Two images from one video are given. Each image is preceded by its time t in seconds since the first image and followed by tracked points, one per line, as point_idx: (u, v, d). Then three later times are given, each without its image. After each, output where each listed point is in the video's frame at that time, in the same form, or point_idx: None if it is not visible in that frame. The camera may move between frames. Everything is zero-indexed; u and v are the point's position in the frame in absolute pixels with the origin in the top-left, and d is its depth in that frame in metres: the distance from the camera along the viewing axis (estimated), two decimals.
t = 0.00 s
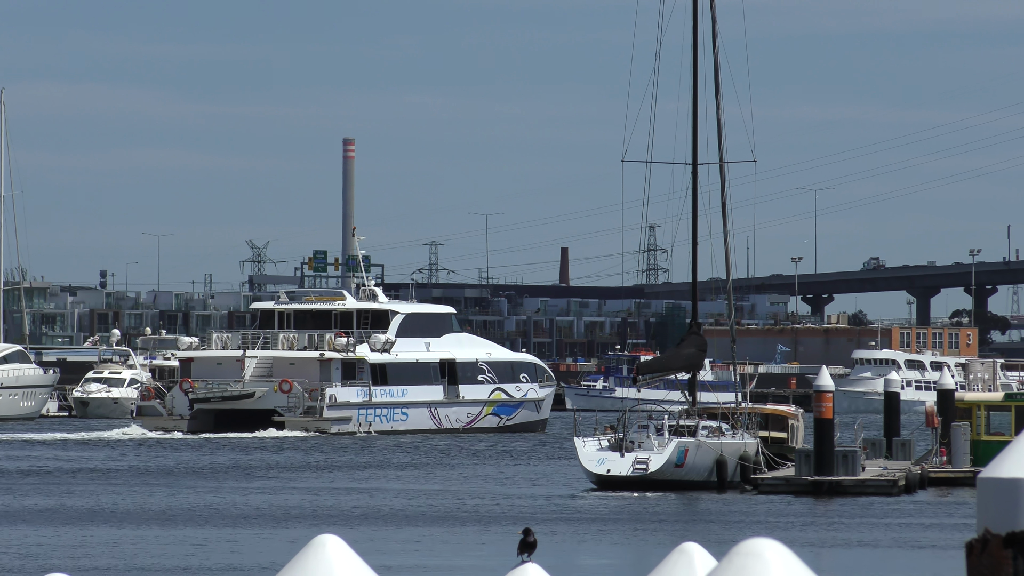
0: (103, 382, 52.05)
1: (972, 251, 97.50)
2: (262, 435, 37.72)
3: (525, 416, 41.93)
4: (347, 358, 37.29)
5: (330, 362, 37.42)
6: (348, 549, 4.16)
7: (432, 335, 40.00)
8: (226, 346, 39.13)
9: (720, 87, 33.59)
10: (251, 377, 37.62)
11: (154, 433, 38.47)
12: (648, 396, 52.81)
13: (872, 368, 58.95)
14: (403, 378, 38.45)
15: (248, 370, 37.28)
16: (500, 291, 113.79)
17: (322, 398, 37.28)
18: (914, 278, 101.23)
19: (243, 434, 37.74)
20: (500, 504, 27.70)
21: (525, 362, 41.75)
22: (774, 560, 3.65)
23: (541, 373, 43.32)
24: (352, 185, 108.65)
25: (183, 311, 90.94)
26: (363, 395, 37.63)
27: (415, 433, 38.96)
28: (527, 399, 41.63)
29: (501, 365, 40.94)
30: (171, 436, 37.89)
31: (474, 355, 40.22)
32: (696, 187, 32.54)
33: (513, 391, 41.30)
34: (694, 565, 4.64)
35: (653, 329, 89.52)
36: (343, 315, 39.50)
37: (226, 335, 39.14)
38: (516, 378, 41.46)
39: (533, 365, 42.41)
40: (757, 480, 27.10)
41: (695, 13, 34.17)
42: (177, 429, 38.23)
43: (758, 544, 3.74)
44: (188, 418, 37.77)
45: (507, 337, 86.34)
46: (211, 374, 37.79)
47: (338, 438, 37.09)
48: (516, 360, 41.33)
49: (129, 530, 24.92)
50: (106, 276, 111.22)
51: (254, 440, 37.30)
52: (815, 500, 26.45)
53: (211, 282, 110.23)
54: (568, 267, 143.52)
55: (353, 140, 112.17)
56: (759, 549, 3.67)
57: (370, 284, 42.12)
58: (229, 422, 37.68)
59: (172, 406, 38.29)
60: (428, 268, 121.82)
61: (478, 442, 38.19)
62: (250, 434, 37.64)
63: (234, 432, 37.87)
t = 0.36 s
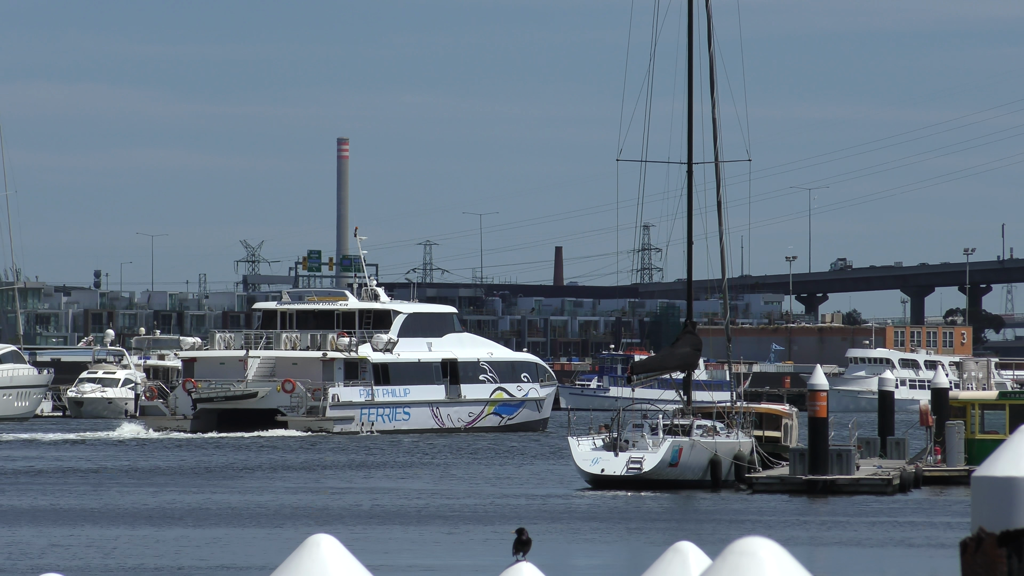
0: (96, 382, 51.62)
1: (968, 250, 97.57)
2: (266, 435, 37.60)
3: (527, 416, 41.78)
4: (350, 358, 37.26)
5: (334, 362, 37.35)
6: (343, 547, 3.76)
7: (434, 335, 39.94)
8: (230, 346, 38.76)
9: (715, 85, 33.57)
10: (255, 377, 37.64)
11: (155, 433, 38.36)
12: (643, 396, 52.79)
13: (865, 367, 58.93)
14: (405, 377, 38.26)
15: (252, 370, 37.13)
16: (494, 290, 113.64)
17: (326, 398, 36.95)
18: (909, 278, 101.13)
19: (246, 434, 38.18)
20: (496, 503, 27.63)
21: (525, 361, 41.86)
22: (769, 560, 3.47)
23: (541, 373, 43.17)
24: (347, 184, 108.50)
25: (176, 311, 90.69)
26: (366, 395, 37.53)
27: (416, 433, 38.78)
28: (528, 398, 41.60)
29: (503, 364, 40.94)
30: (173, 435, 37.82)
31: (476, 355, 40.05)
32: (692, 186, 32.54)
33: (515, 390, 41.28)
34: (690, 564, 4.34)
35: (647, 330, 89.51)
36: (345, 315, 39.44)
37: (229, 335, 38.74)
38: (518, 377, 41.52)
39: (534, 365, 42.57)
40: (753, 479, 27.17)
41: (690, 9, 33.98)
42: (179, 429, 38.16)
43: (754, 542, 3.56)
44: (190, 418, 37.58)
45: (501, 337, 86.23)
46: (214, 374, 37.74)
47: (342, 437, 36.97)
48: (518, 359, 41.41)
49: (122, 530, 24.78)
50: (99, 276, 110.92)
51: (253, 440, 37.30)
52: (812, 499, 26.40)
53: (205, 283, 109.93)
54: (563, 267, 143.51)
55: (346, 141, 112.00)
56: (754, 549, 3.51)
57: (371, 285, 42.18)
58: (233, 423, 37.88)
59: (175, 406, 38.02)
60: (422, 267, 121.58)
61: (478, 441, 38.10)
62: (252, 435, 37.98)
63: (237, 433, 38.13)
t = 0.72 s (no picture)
0: (91, 384, 51.47)
1: (964, 253, 97.64)
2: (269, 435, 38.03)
3: (529, 419, 41.74)
4: (353, 360, 37.22)
5: (337, 364, 37.20)
6: (339, 551, 3.62)
7: (437, 337, 39.83)
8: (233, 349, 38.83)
9: (711, 86, 33.54)
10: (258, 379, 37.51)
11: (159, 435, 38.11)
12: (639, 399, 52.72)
13: (861, 369, 58.92)
14: (409, 380, 38.25)
15: (255, 372, 37.10)
16: (491, 292, 113.47)
17: (330, 400, 36.86)
18: (905, 280, 101.03)
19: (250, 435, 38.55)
20: (491, 505, 27.61)
21: (529, 364, 41.70)
22: (764, 562, 3.41)
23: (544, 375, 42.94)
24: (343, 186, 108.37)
25: (171, 313, 90.43)
26: (369, 397, 37.42)
27: (420, 435, 38.69)
28: (530, 400, 41.51)
29: (505, 367, 40.89)
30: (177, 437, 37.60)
31: (479, 358, 40.06)
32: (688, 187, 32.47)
33: (517, 392, 41.23)
34: (685, 566, 4.26)
35: (644, 333, 89.48)
36: (349, 317, 39.25)
37: (233, 337, 38.53)
38: (519, 380, 41.41)
39: (537, 368, 42.41)
40: (748, 482, 26.90)
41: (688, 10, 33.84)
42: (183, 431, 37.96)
43: (749, 544, 3.50)
44: (195, 420, 37.52)
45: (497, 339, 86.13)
46: (218, 376, 37.62)
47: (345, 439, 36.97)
48: (521, 362, 41.26)
49: (115, 532, 24.70)
50: (95, 276, 110.64)
51: (250, 441, 37.33)
52: (807, 501, 26.40)
53: (200, 285, 109.61)
54: (558, 269, 143.50)
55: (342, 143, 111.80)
56: (750, 551, 3.44)
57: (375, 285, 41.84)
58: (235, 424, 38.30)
59: (179, 408, 37.74)
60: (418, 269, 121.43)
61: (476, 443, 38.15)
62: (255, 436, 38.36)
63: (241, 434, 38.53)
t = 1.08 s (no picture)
0: (91, 386, 51.42)
1: (963, 255, 97.76)
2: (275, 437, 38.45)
3: (534, 420, 41.52)
4: (361, 361, 37.10)
5: (344, 366, 37.18)
6: (338, 551, 3.61)
7: (443, 339, 39.85)
8: (241, 350, 38.45)
9: (711, 88, 33.46)
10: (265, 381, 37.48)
11: (168, 436, 38.02)
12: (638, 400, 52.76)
13: (860, 372, 58.94)
14: (415, 381, 38.26)
15: (263, 374, 36.99)
16: (491, 294, 113.32)
17: (337, 401, 36.96)
18: (903, 282, 101.10)
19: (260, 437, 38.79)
20: (490, 507, 27.57)
21: (534, 365, 41.73)
22: (763, 563, 3.40)
23: (549, 376, 42.87)
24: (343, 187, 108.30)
25: (170, 315, 90.32)
26: (376, 399, 37.58)
27: (427, 437, 38.76)
28: (537, 401, 41.48)
29: (511, 369, 40.80)
30: (186, 439, 37.44)
31: (486, 359, 40.00)
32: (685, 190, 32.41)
33: (523, 393, 41.21)
34: (683, 566, 4.26)
35: (643, 335, 89.51)
36: (355, 319, 39.29)
37: (241, 338, 38.44)
38: (525, 382, 41.44)
39: (542, 369, 42.37)
40: (747, 484, 26.92)
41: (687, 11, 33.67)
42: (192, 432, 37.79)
43: (748, 546, 3.49)
44: (203, 421, 37.37)
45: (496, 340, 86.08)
46: (226, 378, 37.60)
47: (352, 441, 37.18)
48: (526, 364, 41.26)
49: (114, 533, 24.67)
50: (95, 277, 110.49)
51: (251, 442, 37.35)
52: (806, 503, 26.37)
53: (200, 286, 109.41)
54: (556, 271, 143.53)
55: (341, 144, 111.76)
56: (748, 553, 3.44)
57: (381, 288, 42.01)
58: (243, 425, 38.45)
59: (186, 409, 37.62)
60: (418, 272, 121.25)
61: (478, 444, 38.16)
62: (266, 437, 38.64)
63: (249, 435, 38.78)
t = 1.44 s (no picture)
0: (91, 389, 51.25)
1: (963, 256, 97.67)
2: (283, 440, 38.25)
3: (542, 422, 41.44)
4: (369, 363, 37.09)
5: (353, 368, 37.11)
6: (337, 552, 3.60)
7: (451, 341, 39.76)
8: (250, 352, 38.74)
9: (711, 89, 33.37)
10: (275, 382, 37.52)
11: (177, 438, 38.04)
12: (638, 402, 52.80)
13: (860, 373, 58.89)
14: (424, 384, 38.30)
15: (272, 376, 37.00)
16: (491, 296, 113.26)
17: (345, 404, 37.12)
18: (904, 284, 101.02)
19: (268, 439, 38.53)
20: (490, 509, 27.53)
21: (540, 368, 41.49)
22: (763, 563, 3.40)
23: (556, 379, 42.80)
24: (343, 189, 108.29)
25: (170, 318, 90.11)
26: (385, 401, 37.68)
27: (435, 439, 38.78)
28: (543, 404, 41.27)
29: (519, 371, 40.67)
30: (195, 441, 37.42)
31: (494, 361, 39.80)
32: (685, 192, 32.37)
33: (530, 396, 40.97)
34: (683, 567, 4.24)
35: (643, 337, 89.53)
36: (363, 321, 39.29)
37: (249, 341, 38.67)
38: (533, 384, 41.18)
39: (549, 372, 42.18)
40: (748, 486, 26.90)
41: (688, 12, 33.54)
42: (201, 434, 37.80)
43: (749, 548, 3.48)
44: (211, 423, 37.32)
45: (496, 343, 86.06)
46: (235, 380, 37.81)
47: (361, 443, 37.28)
48: (533, 366, 41.01)
49: (113, 535, 24.66)
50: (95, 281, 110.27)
51: (252, 445, 37.33)
52: (807, 505, 26.35)
53: (200, 288, 109.33)
54: (557, 273, 143.50)
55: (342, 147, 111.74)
56: (748, 555, 3.43)
57: (388, 291, 41.92)
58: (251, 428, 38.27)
59: (195, 412, 37.41)
60: (418, 274, 121.13)
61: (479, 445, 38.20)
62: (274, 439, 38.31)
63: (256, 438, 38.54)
